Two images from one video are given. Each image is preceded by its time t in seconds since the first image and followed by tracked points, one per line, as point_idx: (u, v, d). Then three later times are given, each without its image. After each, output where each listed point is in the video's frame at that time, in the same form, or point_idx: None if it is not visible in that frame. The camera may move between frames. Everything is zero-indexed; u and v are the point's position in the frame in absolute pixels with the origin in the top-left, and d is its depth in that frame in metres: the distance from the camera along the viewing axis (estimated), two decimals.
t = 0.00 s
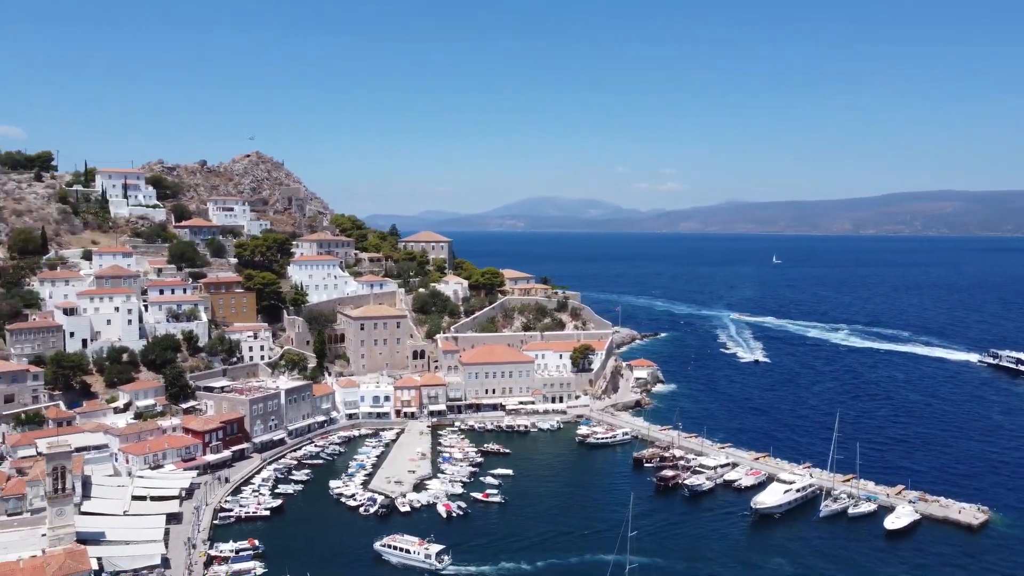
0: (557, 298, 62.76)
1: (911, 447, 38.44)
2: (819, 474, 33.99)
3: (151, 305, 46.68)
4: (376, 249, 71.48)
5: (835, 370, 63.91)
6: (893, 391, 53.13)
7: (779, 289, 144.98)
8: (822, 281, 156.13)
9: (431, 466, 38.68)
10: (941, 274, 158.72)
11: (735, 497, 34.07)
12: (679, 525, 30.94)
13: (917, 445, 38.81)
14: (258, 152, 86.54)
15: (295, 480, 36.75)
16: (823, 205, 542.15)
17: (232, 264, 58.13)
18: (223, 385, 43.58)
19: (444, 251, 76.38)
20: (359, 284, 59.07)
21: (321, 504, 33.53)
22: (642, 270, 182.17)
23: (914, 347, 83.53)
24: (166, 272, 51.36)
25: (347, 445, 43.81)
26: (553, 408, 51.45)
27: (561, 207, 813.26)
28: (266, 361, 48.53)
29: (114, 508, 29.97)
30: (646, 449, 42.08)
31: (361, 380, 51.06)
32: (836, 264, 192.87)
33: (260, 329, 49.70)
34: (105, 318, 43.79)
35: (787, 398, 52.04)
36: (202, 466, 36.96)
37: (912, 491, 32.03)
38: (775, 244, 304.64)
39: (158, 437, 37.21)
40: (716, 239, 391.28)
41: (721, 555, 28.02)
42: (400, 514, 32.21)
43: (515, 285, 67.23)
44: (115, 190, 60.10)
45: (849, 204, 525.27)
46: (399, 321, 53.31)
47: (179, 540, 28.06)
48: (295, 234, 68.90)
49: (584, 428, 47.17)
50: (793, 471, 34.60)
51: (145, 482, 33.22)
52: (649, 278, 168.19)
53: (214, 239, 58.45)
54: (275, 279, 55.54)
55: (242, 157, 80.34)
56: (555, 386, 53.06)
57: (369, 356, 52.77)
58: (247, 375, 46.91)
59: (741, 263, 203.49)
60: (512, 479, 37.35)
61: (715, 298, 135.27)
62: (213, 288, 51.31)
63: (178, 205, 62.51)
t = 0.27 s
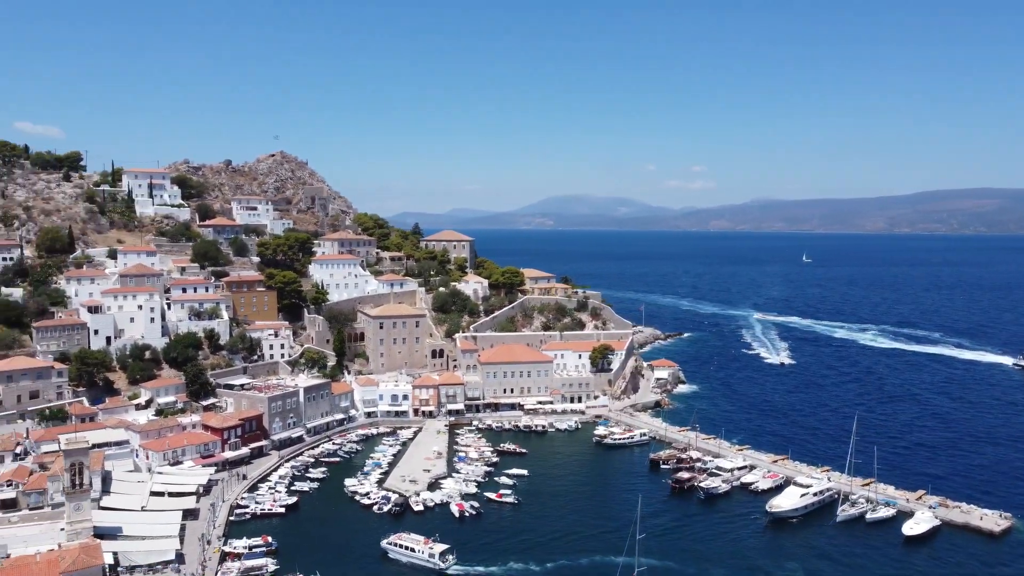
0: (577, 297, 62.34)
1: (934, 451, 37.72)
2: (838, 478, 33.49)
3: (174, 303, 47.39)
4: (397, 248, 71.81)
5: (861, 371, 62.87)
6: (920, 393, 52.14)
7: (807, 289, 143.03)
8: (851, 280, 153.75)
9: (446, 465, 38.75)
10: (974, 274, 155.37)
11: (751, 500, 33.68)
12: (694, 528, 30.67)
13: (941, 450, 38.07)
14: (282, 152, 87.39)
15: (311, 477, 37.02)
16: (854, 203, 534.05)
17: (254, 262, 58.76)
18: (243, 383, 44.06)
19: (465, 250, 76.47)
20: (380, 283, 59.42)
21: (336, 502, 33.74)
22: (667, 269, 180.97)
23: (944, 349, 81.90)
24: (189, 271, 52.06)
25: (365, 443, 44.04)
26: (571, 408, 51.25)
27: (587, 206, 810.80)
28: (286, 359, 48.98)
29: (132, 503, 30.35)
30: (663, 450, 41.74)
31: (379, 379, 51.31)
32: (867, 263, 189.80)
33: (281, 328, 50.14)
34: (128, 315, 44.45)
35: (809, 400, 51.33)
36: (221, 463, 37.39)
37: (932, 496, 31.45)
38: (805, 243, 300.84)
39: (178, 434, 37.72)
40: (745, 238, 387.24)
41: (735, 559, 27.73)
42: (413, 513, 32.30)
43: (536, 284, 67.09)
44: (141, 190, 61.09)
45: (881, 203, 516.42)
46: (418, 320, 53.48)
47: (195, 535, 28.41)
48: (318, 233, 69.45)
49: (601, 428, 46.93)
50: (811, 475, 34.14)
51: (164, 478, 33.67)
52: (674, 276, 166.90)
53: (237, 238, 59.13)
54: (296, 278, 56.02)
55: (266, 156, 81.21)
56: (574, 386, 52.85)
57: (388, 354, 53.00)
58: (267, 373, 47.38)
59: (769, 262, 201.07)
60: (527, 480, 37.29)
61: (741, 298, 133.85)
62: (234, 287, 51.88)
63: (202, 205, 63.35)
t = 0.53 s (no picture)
0: (597, 297, 62.01)
1: (958, 456, 37.01)
2: (856, 482, 33.00)
3: (196, 302, 48.12)
4: (419, 247, 72.12)
5: (887, 373, 61.82)
6: (946, 397, 51.15)
7: (836, 289, 140.97)
8: (881, 280, 151.24)
9: (461, 464, 38.85)
10: (1009, 275, 151.98)
11: (767, 503, 33.31)
12: (707, 530, 30.42)
13: (965, 454, 37.34)
14: (306, 152, 88.22)
15: (327, 475, 37.32)
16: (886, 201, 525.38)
17: (276, 261, 59.38)
18: (263, 381, 44.57)
19: (487, 250, 76.50)
20: (400, 282, 59.76)
21: (350, 500, 33.96)
22: (694, 268, 179.49)
23: (974, 351, 80.24)
24: (212, 269, 52.76)
25: (382, 442, 44.30)
26: (589, 408, 51.05)
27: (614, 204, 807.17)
28: (306, 357, 49.45)
29: (150, 498, 30.87)
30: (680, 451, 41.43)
31: (398, 378, 51.56)
32: (898, 262, 186.58)
33: (301, 326, 50.61)
34: (152, 314, 45.38)
35: (832, 402, 50.63)
36: (239, 460, 37.88)
37: (953, 502, 30.89)
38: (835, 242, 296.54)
39: (197, 430, 38.27)
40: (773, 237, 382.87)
41: (748, 563, 27.45)
42: (426, 512, 32.42)
43: (556, 283, 66.93)
44: (167, 189, 62.10)
45: (914, 201, 507.34)
46: (437, 319, 53.64)
47: (210, 531, 28.78)
48: (340, 232, 70.00)
49: (619, 429, 46.69)
50: (829, 478, 33.68)
51: (183, 474, 34.18)
52: (700, 276, 165.51)
53: (259, 237, 59.82)
54: (317, 277, 56.51)
55: (290, 156, 82.04)
56: (593, 386, 52.64)
57: (407, 353, 53.25)
58: (287, 371, 47.86)
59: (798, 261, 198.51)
60: (542, 480, 37.25)
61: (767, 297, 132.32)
62: (256, 285, 52.46)
63: (226, 204, 64.18)
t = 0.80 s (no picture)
0: (617, 297, 61.70)
1: (980, 461, 36.33)
2: (874, 486, 32.56)
3: (217, 300, 48.82)
4: (439, 246, 72.36)
5: (913, 374, 60.75)
6: (972, 400, 50.18)
7: (864, 289, 138.80)
8: (912, 280, 148.65)
9: (476, 463, 38.96)
10: None
11: (781, 506, 32.98)
12: (720, 533, 30.19)
13: (988, 460, 36.66)
14: (330, 151, 88.97)
15: (342, 472, 37.62)
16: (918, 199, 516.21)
17: (297, 260, 59.97)
18: (282, 378, 45.07)
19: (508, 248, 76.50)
20: (420, 281, 60.06)
21: (364, 497, 34.21)
22: (719, 267, 177.91)
23: (1006, 353, 78.54)
24: (234, 268, 53.43)
25: (399, 440, 44.56)
26: (607, 409, 50.84)
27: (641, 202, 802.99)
28: (325, 355, 49.91)
29: (168, 493, 31.37)
30: (696, 453, 41.13)
31: (416, 376, 51.80)
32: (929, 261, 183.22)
33: (321, 324, 51.06)
34: (174, 312, 46.32)
35: (853, 405, 49.93)
36: (256, 456, 38.37)
37: (973, 508, 30.37)
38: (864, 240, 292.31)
39: (216, 427, 38.81)
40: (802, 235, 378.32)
41: (759, 567, 27.21)
42: (439, 511, 32.56)
43: (576, 282, 66.75)
44: (191, 189, 63.05)
45: (948, 199, 497.93)
46: (455, 318, 53.78)
47: (224, 527, 29.19)
48: (361, 231, 70.50)
49: (635, 429, 46.49)
50: (845, 482, 33.25)
51: (200, 470, 34.68)
52: (725, 274, 164.00)
53: (281, 236, 60.47)
54: (337, 276, 56.99)
55: (314, 156, 82.82)
56: (611, 386, 52.40)
57: (425, 352, 53.47)
58: (306, 369, 48.33)
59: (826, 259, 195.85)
60: (555, 479, 37.23)
61: (793, 297, 130.72)
62: (277, 284, 53.02)
63: (249, 203, 64.95)
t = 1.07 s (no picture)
0: (634, 297, 61.38)
1: (1001, 467, 35.76)
2: (889, 490, 32.19)
3: (237, 299, 49.44)
4: (458, 245, 72.60)
5: (937, 377, 59.82)
6: (996, 404, 49.33)
7: (891, 289, 136.74)
8: (940, 280, 146.17)
9: (489, 463, 39.09)
10: None
11: (794, 509, 32.69)
12: (731, 535, 30.01)
13: (1009, 465, 36.05)
14: (351, 151, 89.60)
15: (356, 470, 37.95)
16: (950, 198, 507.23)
17: (317, 259, 60.54)
18: (299, 376, 45.54)
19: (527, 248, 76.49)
20: (437, 280, 60.32)
21: (377, 495, 34.48)
22: (744, 266, 176.35)
23: None
24: (254, 267, 54.09)
25: (414, 438, 44.84)
26: (623, 409, 50.68)
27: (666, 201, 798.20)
28: (342, 353, 50.32)
29: (184, 489, 31.83)
30: (711, 454, 40.90)
31: (433, 375, 52.04)
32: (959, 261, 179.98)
33: (339, 323, 51.51)
34: (195, 310, 46.62)
35: (873, 407, 49.31)
36: (272, 454, 38.82)
37: (991, 514, 29.93)
38: (893, 239, 287.92)
39: (233, 424, 39.34)
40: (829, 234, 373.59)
41: (769, 571, 27.03)
42: (450, 509, 32.73)
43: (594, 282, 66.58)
44: (213, 188, 63.88)
45: (980, 198, 488.62)
46: (472, 317, 53.91)
47: (237, 523, 29.59)
48: (380, 231, 70.93)
49: (651, 429, 46.32)
50: (860, 486, 32.86)
51: (217, 466, 35.18)
52: (749, 274, 162.47)
53: (301, 235, 61.08)
54: (355, 275, 57.39)
55: (335, 155, 83.51)
56: (627, 386, 52.18)
57: (442, 351, 53.69)
58: (323, 367, 48.80)
59: (853, 259, 193.19)
60: (568, 479, 37.24)
61: (818, 297, 129.17)
62: (296, 283, 53.57)
63: (270, 203, 65.67)
